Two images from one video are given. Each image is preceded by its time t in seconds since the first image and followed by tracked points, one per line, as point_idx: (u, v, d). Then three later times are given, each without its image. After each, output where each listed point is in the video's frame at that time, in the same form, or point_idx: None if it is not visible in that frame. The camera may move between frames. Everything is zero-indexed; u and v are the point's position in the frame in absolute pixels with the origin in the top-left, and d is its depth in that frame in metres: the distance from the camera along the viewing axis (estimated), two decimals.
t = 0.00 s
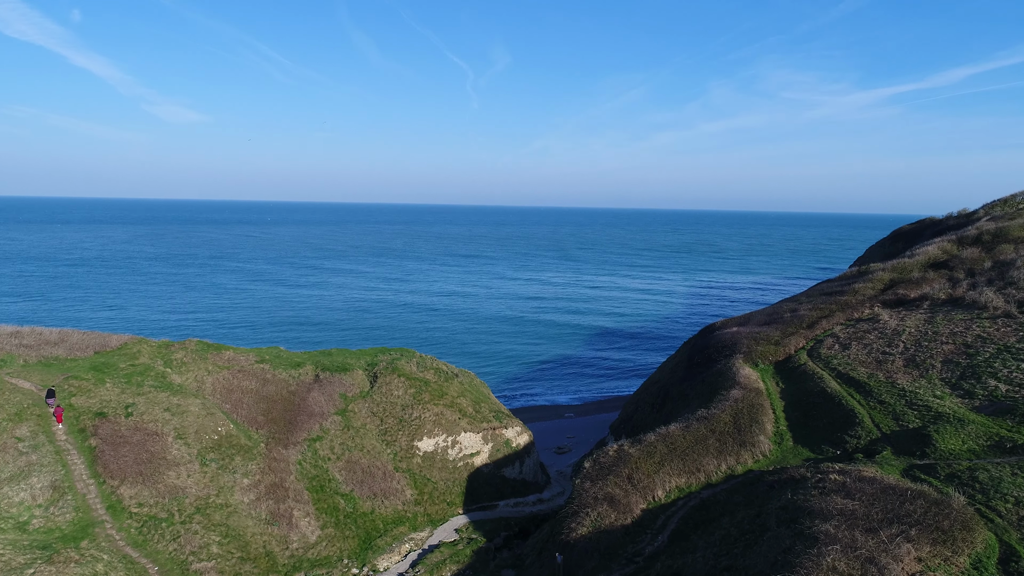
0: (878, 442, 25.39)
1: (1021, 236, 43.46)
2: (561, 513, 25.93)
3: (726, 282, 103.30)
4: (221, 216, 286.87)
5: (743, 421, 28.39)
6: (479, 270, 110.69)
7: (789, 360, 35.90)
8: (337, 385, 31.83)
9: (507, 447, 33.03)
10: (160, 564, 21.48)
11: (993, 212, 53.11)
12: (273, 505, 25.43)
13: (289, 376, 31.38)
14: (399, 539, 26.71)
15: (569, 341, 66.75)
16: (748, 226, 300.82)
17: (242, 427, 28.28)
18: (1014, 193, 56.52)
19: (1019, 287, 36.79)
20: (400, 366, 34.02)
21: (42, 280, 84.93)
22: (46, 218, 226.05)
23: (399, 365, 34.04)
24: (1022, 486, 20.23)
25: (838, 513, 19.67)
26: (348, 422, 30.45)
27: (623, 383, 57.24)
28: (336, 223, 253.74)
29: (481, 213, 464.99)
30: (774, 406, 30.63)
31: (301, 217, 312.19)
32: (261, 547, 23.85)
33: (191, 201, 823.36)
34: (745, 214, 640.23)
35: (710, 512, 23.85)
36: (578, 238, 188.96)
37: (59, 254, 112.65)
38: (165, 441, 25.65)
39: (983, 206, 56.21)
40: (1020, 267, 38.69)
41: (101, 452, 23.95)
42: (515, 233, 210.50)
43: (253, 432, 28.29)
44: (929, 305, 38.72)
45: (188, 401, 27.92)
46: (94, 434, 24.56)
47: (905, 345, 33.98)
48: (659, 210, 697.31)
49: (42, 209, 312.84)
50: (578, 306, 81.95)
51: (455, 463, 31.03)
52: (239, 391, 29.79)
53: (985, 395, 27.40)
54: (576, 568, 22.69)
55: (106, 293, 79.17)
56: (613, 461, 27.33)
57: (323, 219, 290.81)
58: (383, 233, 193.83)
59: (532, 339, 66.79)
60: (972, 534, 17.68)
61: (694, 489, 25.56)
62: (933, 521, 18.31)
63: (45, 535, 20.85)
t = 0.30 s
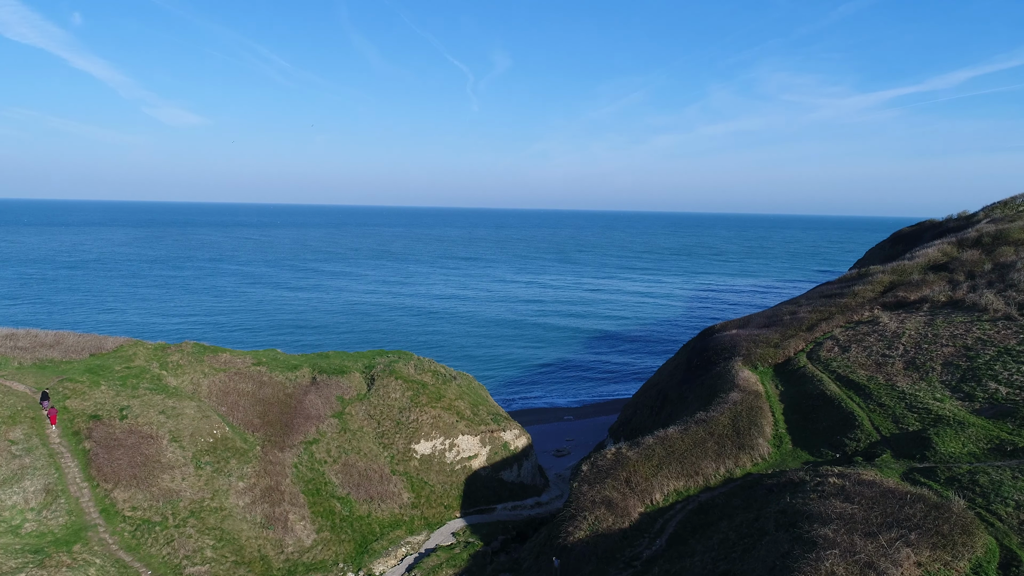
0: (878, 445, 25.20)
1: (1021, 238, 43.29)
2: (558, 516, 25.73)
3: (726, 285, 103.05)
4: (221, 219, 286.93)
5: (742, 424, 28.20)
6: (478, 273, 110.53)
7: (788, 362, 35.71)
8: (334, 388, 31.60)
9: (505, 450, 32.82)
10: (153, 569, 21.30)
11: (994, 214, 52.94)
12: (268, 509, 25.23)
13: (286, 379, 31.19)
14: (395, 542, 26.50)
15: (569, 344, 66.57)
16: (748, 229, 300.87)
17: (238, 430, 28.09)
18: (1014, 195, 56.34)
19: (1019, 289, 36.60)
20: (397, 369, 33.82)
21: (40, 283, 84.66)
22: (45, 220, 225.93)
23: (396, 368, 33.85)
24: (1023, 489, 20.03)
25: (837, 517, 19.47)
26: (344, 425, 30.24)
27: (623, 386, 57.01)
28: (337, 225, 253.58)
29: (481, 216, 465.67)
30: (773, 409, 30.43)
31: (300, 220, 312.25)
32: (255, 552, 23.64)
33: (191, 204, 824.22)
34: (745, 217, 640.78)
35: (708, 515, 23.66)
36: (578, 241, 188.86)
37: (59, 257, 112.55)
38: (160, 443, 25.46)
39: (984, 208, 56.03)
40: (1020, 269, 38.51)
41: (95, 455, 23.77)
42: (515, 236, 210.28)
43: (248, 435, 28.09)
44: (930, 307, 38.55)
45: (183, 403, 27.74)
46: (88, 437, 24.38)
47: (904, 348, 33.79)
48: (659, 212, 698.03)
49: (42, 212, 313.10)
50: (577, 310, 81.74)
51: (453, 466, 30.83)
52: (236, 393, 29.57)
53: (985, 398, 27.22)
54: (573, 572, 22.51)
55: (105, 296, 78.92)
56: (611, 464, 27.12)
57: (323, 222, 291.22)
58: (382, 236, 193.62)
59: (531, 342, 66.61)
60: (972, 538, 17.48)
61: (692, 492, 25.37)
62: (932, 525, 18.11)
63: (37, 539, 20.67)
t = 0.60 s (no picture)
0: (875, 446, 25.17)
1: (1020, 240, 43.32)
2: (556, 518, 25.66)
3: (725, 288, 102.97)
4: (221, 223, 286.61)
5: (740, 426, 28.14)
6: (478, 276, 110.55)
7: (787, 364, 35.67)
8: (332, 390, 31.53)
9: (503, 452, 32.74)
10: (149, 571, 21.22)
11: (993, 216, 52.93)
12: (265, 510, 25.15)
13: (284, 380, 31.17)
14: (392, 544, 26.43)
15: (568, 347, 66.54)
16: (747, 231, 301.18)
17: (235, 431, 28.03)
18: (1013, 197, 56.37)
19: (1018, 291, 36.59)
20: (395, 371, 33.80)
21: (38, 286, 84.53)
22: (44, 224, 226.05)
23: (394, 370, 33.82)
24: (1021, 490, 19.99)
25: (833, 518, 19.45)
26: (342, 426, 30.18)
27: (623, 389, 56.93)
28: (337, 228, 253.46)
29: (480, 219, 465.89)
30: (771, 410, 30.40)
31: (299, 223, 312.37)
32: (252, 553, 23.56)
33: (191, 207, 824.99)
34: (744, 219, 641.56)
35: (705, 517, 23.61)
36: (577, 244, 188.93)
37: (58, 260, 112.50)
38: (157, 445, 25.41)
39: (982, 210, 56.09)
40: (1019, 271, 38.51)
41: (91, 457, 23.73)
42: (514, 239, 210.20)
43: (245, 436, 28.02)
44: (928, 308, 38.57)
45: (180, 405, 27.69)
46: (84, 439, 24.32)
47: (903, 350, 33.77)
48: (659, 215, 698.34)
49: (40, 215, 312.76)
50: (577, 312, 81.69)
51: (451, 468, 30.81)
52: (233, 395, 29.52)
53: (983, 399, 27.20)
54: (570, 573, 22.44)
55: (103, 298, 78.79)
56: (609, 465, 27.05)
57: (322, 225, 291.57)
58: (381, 239, 193.64)
59: (530, 345, 66.57)
60: (969, 539, 17.44)
61: (690, 494, 25.31)
62: (929, 526, 18.08)
63: (33, 541, 20.61)
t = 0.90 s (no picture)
0: (873, 446, 25.22)
1: (1018, 241, 43.41)
2: (554, 518, 25.71)
3: (725, 290, 103.07)
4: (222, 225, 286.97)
5: (738, 426, 28.19)
6: (478, 278, 110.74)
7: (785, 365, 35.74)
8: (331, 390, 31.57)
9: (501, 452, 32.77)
10: (148, 569, 21.30)
11: (992, 217, 53.02)
12: (263, 510, 25.21)
13: (283, 381, 31.25)
14: (391, 544, 26.41)
15: (568, 349, 66.65)
16: (748, 233, 301.38)
17: (234, 431, 28.06)
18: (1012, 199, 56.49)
19: (1016, 291, 36.68)
20: (394, 372, 33.86)
21: (39, 288, 84.68)
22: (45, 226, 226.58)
23: (393, 371, 33.88)
24: (1017, 489, 20.05)
25: (830, 517, 19.51)
26: (341, 427, 30.21)
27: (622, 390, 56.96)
28: (337, 231, 253.74)
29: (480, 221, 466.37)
30: (769, 411, 30.44)
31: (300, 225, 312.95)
32: (250, 553, 23.61)
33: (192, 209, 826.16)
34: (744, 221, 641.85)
35: (703, 517, 23.66)
36: (577, 246, 189.22)
37: (59, 262, 112.75)
38: (156, 445, 25.47)
39: (981, 212, 56.23)
40: (1016, 271, 38.62)
41: (90, 456, 23.80)
42: (515, 241, 210.70)
43: (244, 437, 28.06)
44: (926, 309, 38.66)
45: (179, 405, 27.76)
46: (83, 438, 24.39)
47: (901, 350, 33.84)
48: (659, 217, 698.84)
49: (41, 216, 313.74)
50: (577, 314, 81.79)
51: (450, 469, 30.84)
52: (232, 396, 29.58)
53: (980, 399, 27.26)
54: (568, 573, 22.49)
55: (103, 300, 78.92)
56: (607, 465, 27.10)
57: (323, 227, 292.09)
58: (382, 241, 194.06)
59: (530, 347, 66.69)
60: (965, 538, 17.49)
61: (688, 494, 25.36)
62: (925, 525, 18.13)
63: (32, 540, 20.70)
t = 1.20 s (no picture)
0: (882, 447, 25.12)
1: None
2: (562, 518, 25.77)
3: (736, 292, 102.54)
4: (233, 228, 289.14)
5: (747, 427, 28.10)
6: (487, 280, 111.02)
7: (795, 366, 35.62)
8: (341, 390, 31.78)
9: (510, 453, 32.70)
10: (160, 565, 21.62)
11: (1006, 219, 52.53)
12: (274, 508, 25.41)
13: (294, 381, 31.52)
14: (401, 543, 26.38)
15: (577, 351, 66.70)
16: (758, 236, 299.88)
17: (246, 430, 28.29)
18: None
19: None
20: (404, 372, 34.04)
21: (54, 289, 85.92)
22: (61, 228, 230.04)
23: (403, 371, 34.07)
24: None
25: (837, 517, 19.49)
26: (351, 426, 30.35)
27: (632, 393, 56.82)
28: (347, 234, 255.04)
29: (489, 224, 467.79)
30: (779, 412, 30.34)
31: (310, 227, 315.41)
32: (261, 550, 23.83)
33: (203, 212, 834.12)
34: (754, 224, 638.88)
35: (711, 517, 23.64)
36: (587, 248, 189.28)
37: (73, 264, 114.38)
38: (168, 443, 25.76)
39: (995, 213, 55.71)
40: None
41: (104, 454, 24.17)
42: (524, 243, 211.15)
43: (255, 435, 28.26)
44: (938, 311, 38.39)
45: (192, 404, 28.04)
46: (98, 436, 24.78)
47: (912, 352, 33.65)
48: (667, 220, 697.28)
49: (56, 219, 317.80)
50: (586, 317, 81.78)
51: (459, 469, 30.81)
52: (244, 395, 29.86)
53: (991, 401, 27.08)
54: (575, 573, 22.58)
55: (117, 302, 79.94)
56: (615, 465, 27.12)
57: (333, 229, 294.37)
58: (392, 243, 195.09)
59: (539, 350, 66.80)
60: (973, 539, 17.42)
61: (696, 494, 25.35)
62: (933, 525, 18.06)
63: (47, 535, 21.12)
